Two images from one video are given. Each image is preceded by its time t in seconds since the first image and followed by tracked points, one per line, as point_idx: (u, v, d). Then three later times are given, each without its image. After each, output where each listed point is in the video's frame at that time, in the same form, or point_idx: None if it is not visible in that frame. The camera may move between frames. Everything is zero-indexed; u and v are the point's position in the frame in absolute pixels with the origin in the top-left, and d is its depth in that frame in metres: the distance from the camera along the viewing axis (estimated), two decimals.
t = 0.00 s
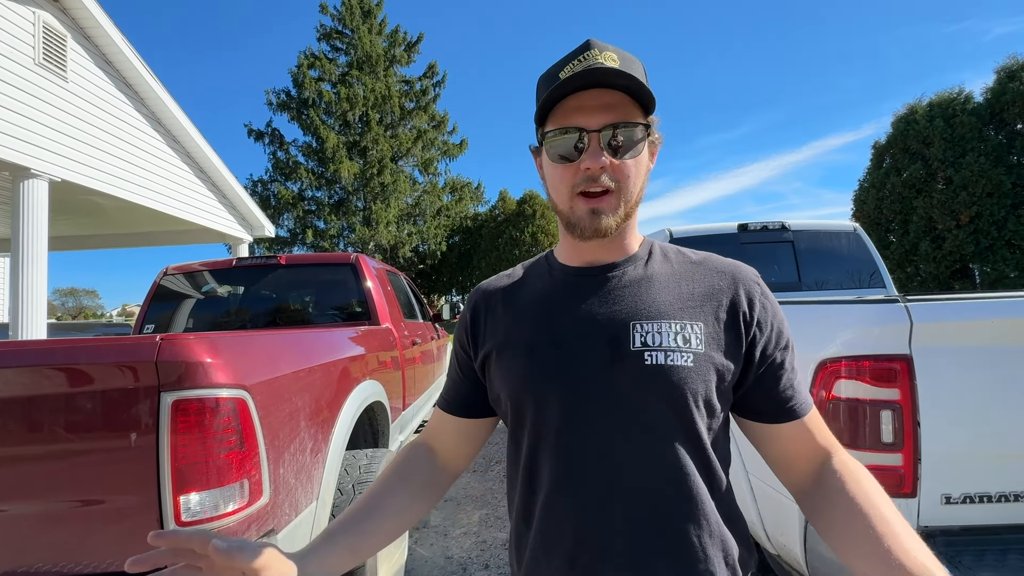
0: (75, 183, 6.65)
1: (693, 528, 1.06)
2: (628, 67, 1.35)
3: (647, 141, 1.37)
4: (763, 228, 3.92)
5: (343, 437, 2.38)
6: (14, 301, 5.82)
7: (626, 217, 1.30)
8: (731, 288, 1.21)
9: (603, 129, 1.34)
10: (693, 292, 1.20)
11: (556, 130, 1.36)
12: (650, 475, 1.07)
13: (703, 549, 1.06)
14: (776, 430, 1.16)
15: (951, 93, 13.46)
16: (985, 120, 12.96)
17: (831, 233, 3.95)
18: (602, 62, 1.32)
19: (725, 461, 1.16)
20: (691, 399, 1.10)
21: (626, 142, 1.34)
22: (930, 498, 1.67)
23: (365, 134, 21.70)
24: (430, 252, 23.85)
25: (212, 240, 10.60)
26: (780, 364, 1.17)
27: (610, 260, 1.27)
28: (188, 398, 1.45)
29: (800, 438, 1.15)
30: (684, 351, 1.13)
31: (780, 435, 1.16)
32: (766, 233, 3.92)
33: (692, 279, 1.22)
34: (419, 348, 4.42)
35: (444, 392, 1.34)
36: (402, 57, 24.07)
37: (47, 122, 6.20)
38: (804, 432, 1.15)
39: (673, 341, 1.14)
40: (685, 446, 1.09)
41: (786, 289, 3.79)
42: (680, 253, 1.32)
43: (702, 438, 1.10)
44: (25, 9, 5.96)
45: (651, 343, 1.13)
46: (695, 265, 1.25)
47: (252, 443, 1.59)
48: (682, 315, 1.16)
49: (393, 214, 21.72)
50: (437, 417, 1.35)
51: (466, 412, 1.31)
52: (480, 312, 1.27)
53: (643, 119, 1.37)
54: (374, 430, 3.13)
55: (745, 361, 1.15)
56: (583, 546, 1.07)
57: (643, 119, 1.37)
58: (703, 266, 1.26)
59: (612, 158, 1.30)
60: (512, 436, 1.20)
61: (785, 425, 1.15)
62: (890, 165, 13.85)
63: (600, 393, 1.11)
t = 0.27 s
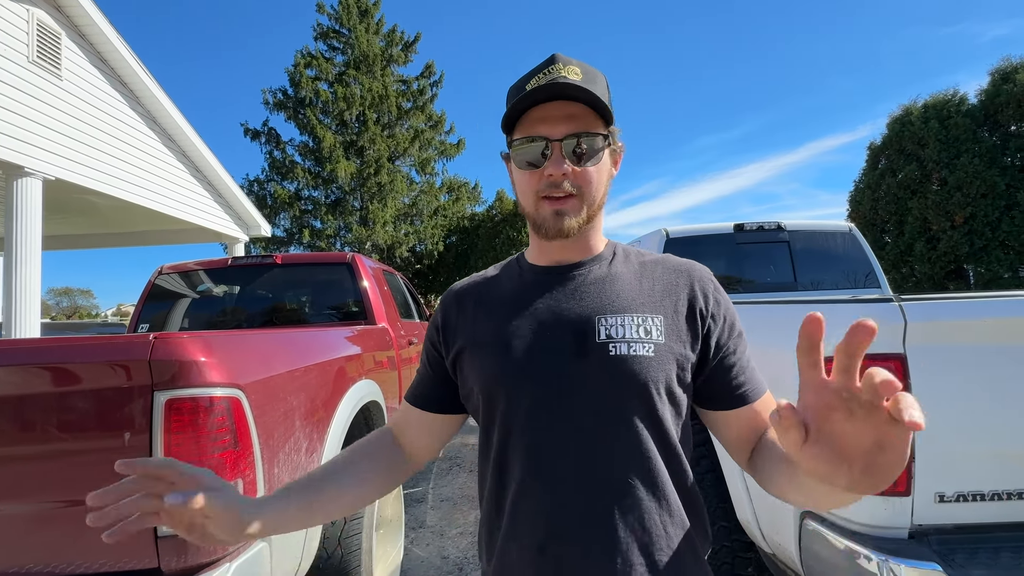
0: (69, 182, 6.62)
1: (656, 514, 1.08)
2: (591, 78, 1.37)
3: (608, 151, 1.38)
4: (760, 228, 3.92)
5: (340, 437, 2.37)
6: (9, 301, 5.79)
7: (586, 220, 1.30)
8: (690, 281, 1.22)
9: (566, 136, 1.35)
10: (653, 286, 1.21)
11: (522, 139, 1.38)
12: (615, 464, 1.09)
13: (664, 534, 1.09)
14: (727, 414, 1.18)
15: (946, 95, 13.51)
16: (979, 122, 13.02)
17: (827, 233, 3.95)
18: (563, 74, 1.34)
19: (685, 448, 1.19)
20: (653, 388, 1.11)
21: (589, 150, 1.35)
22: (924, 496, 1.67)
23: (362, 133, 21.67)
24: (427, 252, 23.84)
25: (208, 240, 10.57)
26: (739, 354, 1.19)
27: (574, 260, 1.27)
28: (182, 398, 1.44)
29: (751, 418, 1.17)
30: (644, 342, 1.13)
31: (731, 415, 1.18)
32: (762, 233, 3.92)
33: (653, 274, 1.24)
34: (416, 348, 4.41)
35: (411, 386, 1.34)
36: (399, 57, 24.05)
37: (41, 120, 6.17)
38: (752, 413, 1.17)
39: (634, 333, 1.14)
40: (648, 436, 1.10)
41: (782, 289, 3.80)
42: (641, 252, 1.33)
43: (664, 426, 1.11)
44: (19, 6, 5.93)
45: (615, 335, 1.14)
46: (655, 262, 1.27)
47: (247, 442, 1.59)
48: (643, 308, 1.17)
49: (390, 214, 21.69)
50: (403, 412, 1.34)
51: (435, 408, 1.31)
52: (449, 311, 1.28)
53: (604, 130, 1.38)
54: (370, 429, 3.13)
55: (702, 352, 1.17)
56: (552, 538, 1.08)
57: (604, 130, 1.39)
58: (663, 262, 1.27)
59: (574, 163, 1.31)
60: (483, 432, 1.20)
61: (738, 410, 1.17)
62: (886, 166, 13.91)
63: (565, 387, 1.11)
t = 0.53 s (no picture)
0: (62, 180, 6.59)
1: (593, 524, 1.08)
2: (536, 83, 1.36)
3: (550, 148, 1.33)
4: (755, 229, 3.92)
5: (334, 436, 2.36)
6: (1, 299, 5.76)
7: (512, 214, 1.28)
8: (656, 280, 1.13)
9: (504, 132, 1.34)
10: (610, 288, 1.16)
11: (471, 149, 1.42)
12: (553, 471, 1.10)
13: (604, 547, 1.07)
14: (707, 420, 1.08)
15: (940, 97, 13.58)
16: (973, 124, 13.08)
17: (821, 234, 3.96)
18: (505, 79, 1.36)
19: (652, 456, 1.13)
20: (591, 397, 1.09)
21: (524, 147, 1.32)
22: (915, 495, 1.68)
23: (359, 132, 21.63)
24: (424, 251, 23.82)
25: (203, 239, 10.55)
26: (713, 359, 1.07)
27: (538, 263, 1.27)
28: (174, 397, 1.43)
29: (730, 429, 1.06)
30: (587, 348, 1.11)
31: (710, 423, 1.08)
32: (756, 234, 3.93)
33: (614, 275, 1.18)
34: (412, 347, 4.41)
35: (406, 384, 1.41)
36: (396, 56, 24.02)
37: (34, 118, 6.14)
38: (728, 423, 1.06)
39: (579, 338, 1.12)
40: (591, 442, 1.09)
41: (776, 289, 3.82)
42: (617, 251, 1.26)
43: (607, 435, 1.09)
44: (11, 3, 5.89)
45: (557, 341, 1.13)
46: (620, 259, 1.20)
47: (240, 442, 1.58)
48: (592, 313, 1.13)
49: (387, 214, 21.66)
50: (411, 424, 1.40)
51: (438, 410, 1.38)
52: (428, 310, 1.36)
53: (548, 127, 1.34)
54: (365, 429, 3.13)
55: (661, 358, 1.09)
56: (495, 530, 1.15)
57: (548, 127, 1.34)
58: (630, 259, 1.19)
59: (503, 160, 1.29)
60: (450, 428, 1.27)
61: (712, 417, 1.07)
62: (880, 168, 13.97)
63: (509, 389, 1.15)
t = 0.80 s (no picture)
0: (55, 178, 6.55)
1: (542, 537, 1.07)
2: (497, 87, 1.37)
3: (512, 154, 1.35)
4: (749, 229, 3.94)
5: (329, 436, 2.36)
6: None
7: (473, 222, 1.32)
8: (601, 283, 1.08)
9: (465, 138, 1.36)
10: (557, 294, 1.13)
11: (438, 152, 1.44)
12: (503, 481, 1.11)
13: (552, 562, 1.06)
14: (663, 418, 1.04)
15: (934, 98, 13.65)
16: (966, 126, 13.14)
17: (815, 234, 3.98)
18: (466, 86, 1.37)
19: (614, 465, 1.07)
20: (530, 408, 1.09)
21: (483, 153, 1.34)
22: (905, 493, 1.70)
23: (355, 131, 21.57)
24: (420, 250, 23.80)
25: (198, 237, 10.51)
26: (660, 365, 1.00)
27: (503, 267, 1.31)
28: (167, 396, 1.43)
29: (688, 425, 1.03)
30: (529, 358, 1.11)
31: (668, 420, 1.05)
32: (751, 234, 3.94)
33: (565, 279, 1.15)
34: (407, 347, 4.40)
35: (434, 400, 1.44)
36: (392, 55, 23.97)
37: (26, 115, 6.09)
38: (684, 419, 1.03)
39: (523, 348, 1.13)
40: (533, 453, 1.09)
41: (770, 289, 3.83)
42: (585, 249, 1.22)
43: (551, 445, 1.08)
44: None
45: (504, 350, 1.15)
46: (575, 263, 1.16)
47: (234, 441, 1.58)
48: (538, 321, 1.13)
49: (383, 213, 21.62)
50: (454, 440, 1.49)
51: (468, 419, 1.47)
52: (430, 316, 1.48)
53: (510, 133, 1.35)
54: (360, 429, 3.12)
55: (604, 367, 1.05)
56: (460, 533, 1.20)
57: (510, 133, 1.35)
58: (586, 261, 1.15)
59: (464, 167, 1.32)
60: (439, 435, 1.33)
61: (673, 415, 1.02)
62: (874, 169, 14.02)
63: (466, 397, 1.21)
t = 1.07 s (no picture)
0: (47, 176, 6.51)
1: (521, 544, 1.00)
2: (496, 84, 1.29)
3: (513, 156, 1.28)
4: (743, 229, 3.95)
5: (323, 436, 2.36)
6: None
7: (477, 229, 1.29)
8: (594, 277, 0.98)
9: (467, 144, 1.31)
10: (552, 289, 1.05)
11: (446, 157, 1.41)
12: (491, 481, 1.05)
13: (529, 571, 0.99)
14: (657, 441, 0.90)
15: (926, 100, 13.73)
16: (958, 127, 13.22)
17: (809, 234, 4.00)
18: (465, 89, 1.31)
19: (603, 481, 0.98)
20: (516, 407, 1.02)
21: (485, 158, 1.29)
22: (895, 492, 1.71)
23: (351, 130, 21.53)
24: (416, 250, 23.78)
25: (192, 236, 10.46)
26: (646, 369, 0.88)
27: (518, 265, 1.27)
28: (158, 396, 1.42)
29: (682, 454, 0.88)
30: (518, 355, 1.04)
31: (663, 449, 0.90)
32: (745, 234, 3.96)
33: (560, 273, 1.06)
34: (402, 346, 4.40)
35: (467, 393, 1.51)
36: (388, 54, 23.94)
37: (18, 112, 6.05)
38: (680, 448, 0.88)
39: (516, 345, 1.06)
40: (521, 458, 1.01)
41: (764, 289, 3.85)
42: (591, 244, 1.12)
43: (536, 447, 1.00)
44: None
45: (499, 347, 1.09)
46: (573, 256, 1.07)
47: (226, 441, 1.57)
48: (530, 317, 1.05)
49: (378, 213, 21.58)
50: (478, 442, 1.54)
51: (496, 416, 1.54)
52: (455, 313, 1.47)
53: (510, 134, 1.28)
54: (354, 429, 3.12)
55: (594, 369, 0.95)
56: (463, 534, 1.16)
57: (510, 134, 1.28)
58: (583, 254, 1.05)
59: (465, 176, 1.29)
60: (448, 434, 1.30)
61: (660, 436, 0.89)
62: (867, 170, 14.09)
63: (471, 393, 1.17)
